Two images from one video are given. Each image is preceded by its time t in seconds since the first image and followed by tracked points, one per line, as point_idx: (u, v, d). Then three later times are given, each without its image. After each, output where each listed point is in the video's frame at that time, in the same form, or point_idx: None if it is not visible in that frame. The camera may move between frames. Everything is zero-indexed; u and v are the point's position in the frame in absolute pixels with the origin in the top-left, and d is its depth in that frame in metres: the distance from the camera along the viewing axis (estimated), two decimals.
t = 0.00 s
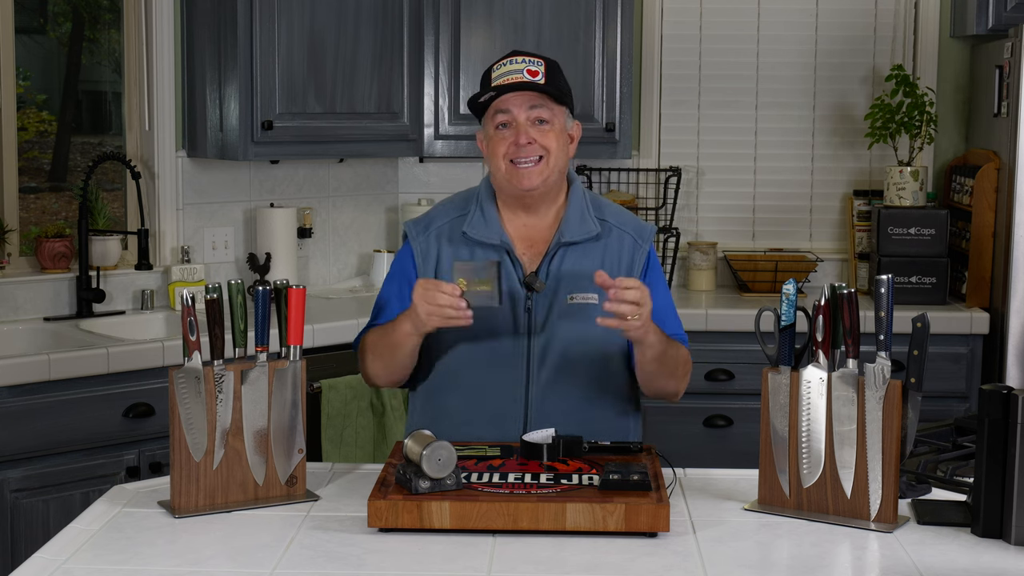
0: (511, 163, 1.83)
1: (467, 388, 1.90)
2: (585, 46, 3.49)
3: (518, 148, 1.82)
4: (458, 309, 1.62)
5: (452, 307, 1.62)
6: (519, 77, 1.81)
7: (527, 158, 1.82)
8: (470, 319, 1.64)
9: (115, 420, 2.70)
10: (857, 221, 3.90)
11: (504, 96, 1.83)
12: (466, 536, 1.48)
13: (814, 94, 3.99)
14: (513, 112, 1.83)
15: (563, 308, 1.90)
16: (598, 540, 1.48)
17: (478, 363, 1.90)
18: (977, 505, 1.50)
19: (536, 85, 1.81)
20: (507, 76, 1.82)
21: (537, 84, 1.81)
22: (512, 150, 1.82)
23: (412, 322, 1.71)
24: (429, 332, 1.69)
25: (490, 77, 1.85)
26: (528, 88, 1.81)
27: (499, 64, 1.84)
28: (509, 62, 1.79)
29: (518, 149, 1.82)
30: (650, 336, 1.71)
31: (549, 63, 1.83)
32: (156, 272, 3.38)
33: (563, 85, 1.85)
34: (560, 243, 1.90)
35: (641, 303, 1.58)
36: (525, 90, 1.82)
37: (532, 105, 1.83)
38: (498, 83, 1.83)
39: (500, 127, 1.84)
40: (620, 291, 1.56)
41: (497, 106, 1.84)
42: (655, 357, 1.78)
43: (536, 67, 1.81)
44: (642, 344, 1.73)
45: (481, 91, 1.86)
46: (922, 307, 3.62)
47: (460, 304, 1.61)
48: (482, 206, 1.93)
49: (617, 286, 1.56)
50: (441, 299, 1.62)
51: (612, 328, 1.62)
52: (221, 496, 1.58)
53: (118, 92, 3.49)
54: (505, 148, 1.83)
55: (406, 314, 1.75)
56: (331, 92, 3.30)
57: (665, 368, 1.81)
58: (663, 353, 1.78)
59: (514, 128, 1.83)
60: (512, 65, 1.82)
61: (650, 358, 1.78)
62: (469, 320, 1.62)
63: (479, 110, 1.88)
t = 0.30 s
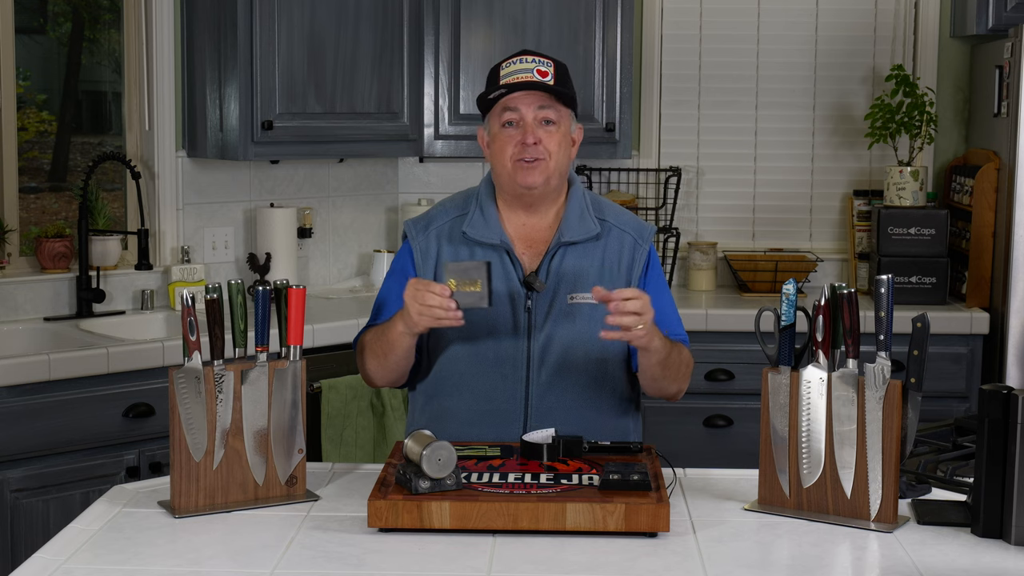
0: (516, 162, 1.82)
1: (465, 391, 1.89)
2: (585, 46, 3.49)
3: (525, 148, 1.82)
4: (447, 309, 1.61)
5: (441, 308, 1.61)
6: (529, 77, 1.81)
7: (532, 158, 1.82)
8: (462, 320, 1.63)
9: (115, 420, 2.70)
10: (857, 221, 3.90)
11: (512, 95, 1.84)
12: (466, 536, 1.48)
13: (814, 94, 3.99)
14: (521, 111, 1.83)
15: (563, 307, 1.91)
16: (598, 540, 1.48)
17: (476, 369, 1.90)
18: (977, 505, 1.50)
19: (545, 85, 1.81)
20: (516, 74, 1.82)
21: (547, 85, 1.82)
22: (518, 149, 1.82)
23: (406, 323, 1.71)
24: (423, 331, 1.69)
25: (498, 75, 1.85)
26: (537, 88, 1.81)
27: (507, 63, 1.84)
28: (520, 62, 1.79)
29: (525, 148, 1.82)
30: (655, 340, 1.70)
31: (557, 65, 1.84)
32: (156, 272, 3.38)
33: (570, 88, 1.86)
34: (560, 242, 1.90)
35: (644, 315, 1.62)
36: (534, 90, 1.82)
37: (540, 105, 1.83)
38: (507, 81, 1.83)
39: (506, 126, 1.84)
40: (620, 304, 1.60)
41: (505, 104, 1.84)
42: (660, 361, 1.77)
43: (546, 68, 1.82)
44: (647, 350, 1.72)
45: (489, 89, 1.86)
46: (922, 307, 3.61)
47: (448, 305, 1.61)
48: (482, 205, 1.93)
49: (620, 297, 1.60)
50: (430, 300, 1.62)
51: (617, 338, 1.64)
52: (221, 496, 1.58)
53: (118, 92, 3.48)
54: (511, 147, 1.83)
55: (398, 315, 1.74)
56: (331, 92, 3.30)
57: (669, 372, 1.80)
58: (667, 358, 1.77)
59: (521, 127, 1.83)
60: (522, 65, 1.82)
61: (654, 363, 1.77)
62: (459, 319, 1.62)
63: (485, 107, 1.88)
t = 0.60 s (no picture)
0: (516, 163, 1.83)
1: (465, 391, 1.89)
2: (585, 46, 3.49)
3: (525, 150, 1.82)
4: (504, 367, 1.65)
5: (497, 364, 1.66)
6: (532, 78, 1.81)
7: (533, 161, 1.82)
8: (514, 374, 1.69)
9: (115, 420, 2.70)
10: (857, 221, 3.90)
11: (515, 95, 1.83)
12: (466, 536, 1.48)
13: (814, 94, 3.99)
14: (524, 112, 1.82)
15: (561, 309, 1.90)
16: (598, 540, 1.48)
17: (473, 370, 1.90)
18: (977, 505, 1.50)
19: (549, 87, 1.81)
20: (519, 75, 1.81)
21: (550, 87, 1.81)
22: (520, 150, 1.83)
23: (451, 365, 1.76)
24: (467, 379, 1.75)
25: (501, 74, 1.84)
26: (540, 89, 1.80)
27: (510, 62, 1.83)
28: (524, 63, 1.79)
29: (526, 150, 1.82)
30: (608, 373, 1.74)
31: (561, 67, 1.83)
32: (156, 272, 3.38)
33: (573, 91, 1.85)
34: (559, 244, 1.90)
35: (575, 356, 1.66)
36: (537, 91, 1.81)
37: (543, 107, 1.83)
38: (510, 81, 1.82)
39: (508, 126, 1.84)
40: (550, 355, 1.65)
41: (508, 104, 1.83)
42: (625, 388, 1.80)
43: (549, 69, 1.82)
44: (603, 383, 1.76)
45: (492, 87, 1.85)
46: (922, 307, 3.62)
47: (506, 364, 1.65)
48: (479, 206, 1.93)
49: (547, 349, 1.64)
50: (487, 360, 1.66)
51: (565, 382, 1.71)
52: (221, 496, 1.58)
53: (118, 92, 3.48)
54: (512, 149, 1.84)
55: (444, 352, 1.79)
56: (331, 92, 3.30)
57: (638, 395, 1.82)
58: (632, 383, 1.80)
59: (523, 129, 1.83)
60: (526, 65, 1.81)
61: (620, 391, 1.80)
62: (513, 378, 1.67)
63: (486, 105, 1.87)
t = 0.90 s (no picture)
0: (518, 162, 1.83)
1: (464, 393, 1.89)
2: (585, 46, 3.49)
3: (529, 148, 1.82)
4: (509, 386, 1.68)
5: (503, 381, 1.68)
6: (539, 77, 1.81)
7: (535, 160, 1.82)
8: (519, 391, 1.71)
9: (115, 420, 2.70)
10: (857, 221, 3.90)
11: (522, 93, 1.83)
12: (466, 536, 1.48)
13: (814, 94, 3.99)
14: (530, 110, 1.83)
15: (561, 312, 1.90)
16: (598, 540, 1.48)
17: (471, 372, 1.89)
18: (977, 505, 1.50)
19: (556, 87, 1.81)
20: (526, 73, 1.81)
21: (556, 87, 1.82)
22: (522, 149, 1.82)
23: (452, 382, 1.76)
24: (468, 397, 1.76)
25: (506, 73, 1.84)
26: (547, 89, 1.81)
27: (514, 62, 1.83)
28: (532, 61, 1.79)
29: (529, 149, 1.82)
30: (612, 391, 1.75)
31: (567, 67, 1.84)
32: (156, 272, 3.38)
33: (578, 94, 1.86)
34: (558, 247, 1.90)
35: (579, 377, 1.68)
36: (544, 90, 1.82)
37: (549, 107, 1.84)
38: (517, 79, 1.82)
39: (512, 124, 1.84)
40: (554, 375, 1.66)
41: (514, 102, 1.84)
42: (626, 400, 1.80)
43: (556, 70, 1.83)
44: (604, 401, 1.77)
45: (497, 86, 1.85)
46: (922, 307, 3.62)
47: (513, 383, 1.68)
48: (477, 208, 1.93)
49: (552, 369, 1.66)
50: (494, 379, 1.68)
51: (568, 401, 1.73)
52: (221, 496, 1.58)
53: (118, 92, 3.49)
54: (515, 146, 1.83)
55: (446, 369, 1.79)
56: (331, 92, 3.30)
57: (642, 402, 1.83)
58: (633, 396, 1.80)
59: (527, 128, 1.83)
60: (533, 64, 1.82)
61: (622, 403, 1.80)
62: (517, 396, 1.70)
63: (491, 104, 1.87)
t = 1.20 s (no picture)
0: (521, 162, 1.82)
1: (465, 393, 1.89)
2: (585, 46, 3.49)
3: (532, 148, 1.82)
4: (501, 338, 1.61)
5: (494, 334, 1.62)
6: (545, 77, 1.81)
7: (538, 159, 1.82)
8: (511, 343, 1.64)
9: (115, 420, 2.70)
10: (857, 221, 3.90)
11: (527, 92, 1.83)
12: (466, 536, 1.48)
13: (814, 94, 3.99)
14: (534, 109, 1.83)
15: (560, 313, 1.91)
16: (598, 540, 1.48)
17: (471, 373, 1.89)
18: (977, 505, 1.50)
19: (561, 87, 1.82)
20: (532, 73, 1.81)
21: (562, 87, 1.82)
22: (526, 149, 1.82)
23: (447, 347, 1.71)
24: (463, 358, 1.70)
25: (511, 72, 1.83)
26: (553, 88, 1.81)
27: (519, 61, 1.83)
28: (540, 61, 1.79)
29: (532, 149, 1.82)
30: (620, 362, 1.71)
31: (571, 69, 1.85)
32: (156, 272, 3.38)
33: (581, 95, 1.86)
34: (557, 248, 1.90)
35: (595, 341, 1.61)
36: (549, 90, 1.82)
37: (552, 107, 1.84)
38: (522, 78, 1.82)
39: (516, 123, 1.84)
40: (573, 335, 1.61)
41: (519, 101, 1.84)
42: (633, 377, 1.76)
43: (560, 70, 1.83)
44: (613, 372, 1.72)
45: (501, 85, 1.84)
46: (922, 307, 3.62)
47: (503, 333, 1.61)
48: (478, 208, 1.93)
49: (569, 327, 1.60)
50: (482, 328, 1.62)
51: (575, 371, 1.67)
52: (221, 496, 1.58)
53: (118, 92, 3.48)
54: (518, 146, 1.83)
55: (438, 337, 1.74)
56: (331, 92, 3.30)
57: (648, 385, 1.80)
58: (641, 372, 1.76)
59: (532, 127, 1.83)
60: (538, 64, 1.82)
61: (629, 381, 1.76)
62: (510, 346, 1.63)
63: (494, 102, 1.86)
